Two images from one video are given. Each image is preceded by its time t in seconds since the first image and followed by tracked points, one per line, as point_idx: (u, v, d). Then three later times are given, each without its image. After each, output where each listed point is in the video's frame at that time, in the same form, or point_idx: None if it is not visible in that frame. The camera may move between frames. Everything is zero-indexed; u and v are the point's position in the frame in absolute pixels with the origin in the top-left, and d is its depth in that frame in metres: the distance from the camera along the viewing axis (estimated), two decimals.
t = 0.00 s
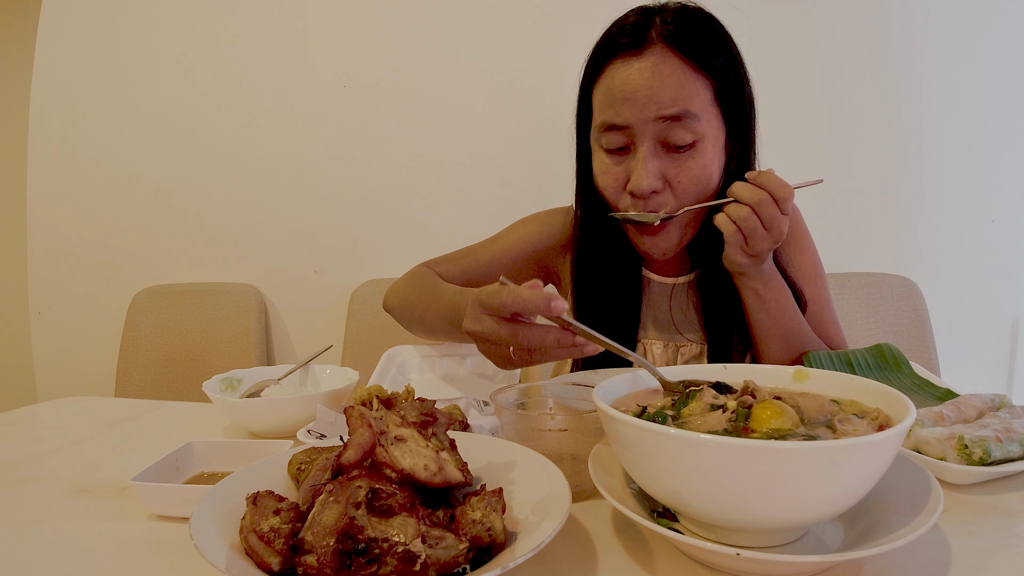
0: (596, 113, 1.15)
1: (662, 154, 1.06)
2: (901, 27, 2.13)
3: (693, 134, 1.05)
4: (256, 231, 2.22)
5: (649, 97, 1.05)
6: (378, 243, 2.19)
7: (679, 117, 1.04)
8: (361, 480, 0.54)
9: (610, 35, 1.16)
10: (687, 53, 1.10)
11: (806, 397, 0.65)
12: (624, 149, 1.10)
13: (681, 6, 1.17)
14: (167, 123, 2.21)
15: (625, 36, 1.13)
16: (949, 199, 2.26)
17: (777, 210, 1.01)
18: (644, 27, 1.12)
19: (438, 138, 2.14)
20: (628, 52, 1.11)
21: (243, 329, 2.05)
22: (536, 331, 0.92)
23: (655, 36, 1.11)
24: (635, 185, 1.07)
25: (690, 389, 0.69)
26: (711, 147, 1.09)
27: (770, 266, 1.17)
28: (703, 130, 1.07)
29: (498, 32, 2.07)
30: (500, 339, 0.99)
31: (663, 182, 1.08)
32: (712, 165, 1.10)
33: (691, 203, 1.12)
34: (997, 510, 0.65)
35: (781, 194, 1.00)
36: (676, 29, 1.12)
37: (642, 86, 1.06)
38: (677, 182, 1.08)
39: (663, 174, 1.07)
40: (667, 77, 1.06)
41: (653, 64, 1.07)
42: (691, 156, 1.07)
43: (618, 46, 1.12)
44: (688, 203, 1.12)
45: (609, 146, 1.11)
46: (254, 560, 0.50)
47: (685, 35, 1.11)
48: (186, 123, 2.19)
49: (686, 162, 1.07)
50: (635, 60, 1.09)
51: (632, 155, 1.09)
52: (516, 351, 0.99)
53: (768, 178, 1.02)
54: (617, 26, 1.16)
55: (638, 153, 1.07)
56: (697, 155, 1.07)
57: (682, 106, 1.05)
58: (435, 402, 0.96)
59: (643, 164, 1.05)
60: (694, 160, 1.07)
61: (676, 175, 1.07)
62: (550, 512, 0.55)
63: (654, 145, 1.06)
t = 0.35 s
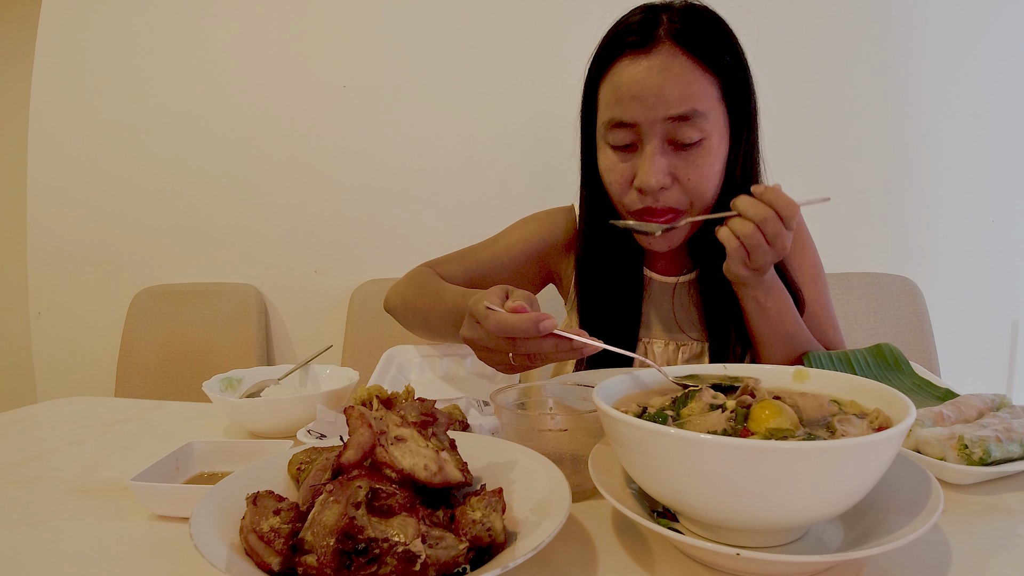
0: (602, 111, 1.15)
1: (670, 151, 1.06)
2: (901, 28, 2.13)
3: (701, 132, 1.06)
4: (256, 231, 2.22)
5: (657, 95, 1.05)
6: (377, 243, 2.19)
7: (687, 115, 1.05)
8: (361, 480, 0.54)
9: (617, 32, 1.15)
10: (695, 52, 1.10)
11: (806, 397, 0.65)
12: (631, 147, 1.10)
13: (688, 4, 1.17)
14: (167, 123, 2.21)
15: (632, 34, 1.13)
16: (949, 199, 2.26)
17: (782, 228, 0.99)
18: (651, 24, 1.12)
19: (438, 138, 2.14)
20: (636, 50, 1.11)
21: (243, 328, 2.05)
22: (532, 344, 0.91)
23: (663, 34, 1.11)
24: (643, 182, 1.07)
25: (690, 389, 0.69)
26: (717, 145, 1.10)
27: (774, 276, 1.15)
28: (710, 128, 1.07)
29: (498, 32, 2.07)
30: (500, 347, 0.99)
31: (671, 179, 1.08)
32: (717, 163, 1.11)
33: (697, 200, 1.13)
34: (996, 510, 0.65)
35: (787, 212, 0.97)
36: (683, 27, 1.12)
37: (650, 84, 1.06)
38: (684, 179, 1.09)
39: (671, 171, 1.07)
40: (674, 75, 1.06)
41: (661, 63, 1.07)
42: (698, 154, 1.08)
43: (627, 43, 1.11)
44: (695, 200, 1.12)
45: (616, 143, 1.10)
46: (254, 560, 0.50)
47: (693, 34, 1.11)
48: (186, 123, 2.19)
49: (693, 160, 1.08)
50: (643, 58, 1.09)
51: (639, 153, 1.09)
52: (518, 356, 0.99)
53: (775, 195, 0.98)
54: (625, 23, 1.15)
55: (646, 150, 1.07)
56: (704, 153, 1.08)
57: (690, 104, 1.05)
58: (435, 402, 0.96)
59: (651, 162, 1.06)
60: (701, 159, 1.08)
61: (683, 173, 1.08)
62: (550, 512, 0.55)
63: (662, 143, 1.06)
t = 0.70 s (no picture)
0: (610, 98, 1.15)
1: (677, 138, 1.07)
2: (902, 27, 2.13)
3: (708, 119, 1.06)
4: (256, 231, 2.22)
5: (665, 82, 1.06)
6: (378, 243, 2.19)
7: (695, 102, 1.05)
8: (361, 480, 0.54)
9: (624, 23, 1.16)
10: (702, 42, 1.11)
11: (806, 397, 0.65)
12: (638, 133, 1.10)
13: None
14: (168, 123, 2.21)
15: (640, 24, 1.14)
16: (949, 199, 2.26)
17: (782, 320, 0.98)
18: (660, 14, 1.13)
19: (438, 138, 2.14)
20: (644, 39, 1.12)
21: (243, 329, 2.05)
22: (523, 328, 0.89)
23: (671, 24, 1.12)
24: (650, 167, 1.07)
25: (690, 390, 0.69)
26: (723, 133, 1.10)
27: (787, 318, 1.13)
28: (717, 116, 1.08)
29: (498, 32, 2.07)
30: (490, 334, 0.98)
31: (677, 166, 1.08)
32: (722, 153, 1.12)
33: (702, 189, 1.13)
34: (996, 510, 0.65)
35: (787, 307, 0.96)
36: (690, 18, 1.13)
37: (659, 71, 1.06)
38: (689, 167, 1.09)
39: (677, 158, 1.07)
40: (682, 63, 1.07)
41: (669, 51, 1.08)
42: (704, 142, 1.08)
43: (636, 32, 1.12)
44: (700, 188, 1.12)
45: (623, 130, 1.10)
46: (254, 560, 0.50)
47: (701, 24, 1.12)
48: (186, 123, 2.19)
49: (699, 147, 1.08)
50: (651, 47, 1.10)
51: (646, 139, 1.09)
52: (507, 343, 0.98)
53: (777, 291, 0.95)
54: (633, 14, 1.16)
55: (653, 136, 1.07)
56: (710, 141, 1.08)
57: (698, 92, 1.06)
58: (435, 402, 0.96)
59: (658, 147, 1.06)
60: (707, 146, 1.08)
61: (689, 160, 1.08)
62: (550, 512, 0.55)
63: (670, 130, 1.06)
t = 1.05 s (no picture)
0: (617, 93, 1.16)
1: (684, 133, 1.08)
2: (902, 26, 2.13)
3: (713, 116, 1.08)
4: (256, 231, 2.22)
5: (674, 78, 1.07)
6: (378, 243, 2.19)
7: (702, 99, 1.07)
8: (361, 480, 0.54)
9: (632, 20, 1.16)
10: (710, 40, 1.12)
11: (806, 397, 0.65)
12: (645, 128, 1.10)
13: None
14: (168, 123, 2.21)
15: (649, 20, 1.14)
16: (949, 199, 2.26)
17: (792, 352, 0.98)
18: (669, 11, 1.13)
19: (438, 138, 2.14)
20: (653, 35, 1.12)
21: (243, 329, 2.05)
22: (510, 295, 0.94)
23: (680, 21, 1.13)
24: (657, 161, 1.08)
25: (689, 390, 0.69)
26: (727, 131, 1.12)
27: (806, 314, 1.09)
28: (722, 114, 1.10)
29: (498, 32, 2.07)
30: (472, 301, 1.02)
31: (684, 161, 1.09)
32: (726, 150, 1.13)
33: (706, 186, 1.14)
34: (996, 509, 0.65)
35: (797, 338, 0.96)
36: (698, 16, 1.13)
37: (667, 67, 1.07)
38: (695, 162, 1.10)
39: (683, 153, 1.08)
40: (691, 60, 1.08)
41: (678, 48, 1.09)
42: (710, 139, 1.09)
43: (645, 28, 1.12)
44: (705, 184, 1.13)
45: (630, 124, 1.11)
46: (254, 560, 0.50)
47: (709, 22, 1.13)
48: (187, 123, 2.19)
49: (705, 143, 1.09)
50: (660, 43, 1.10)
51: (653, 134, 1.09)
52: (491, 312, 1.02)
53: (786, 323, 0.96)
54: (641, 11, 1.16)
55: (661, 130, 1.08)
56: (716, 138, 1.10)
57: (705, 89, 1.07)
58: (436, 402, 0.96)
59: (665, 141, 1.07)
60: (712, 143, 1.09)
61: (695, 156, 1.09)
62: (550, 512, 0.55)
63: (677, 125, 1.07)
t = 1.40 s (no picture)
0: (618, 92, 1.16)
1: (684, 133, 1.08)
2: (902, 26, 2.13)
3: (713, 117, 1.08)
4: (256, 231, 2.22)
5: (675, 78, 1.07)
6: (378, 242, 2.19)
7: (702, 100, 1.07)
8: (361, 480, 0.54)
9: (635, 20, 1.16)
10: (712, 41, 1.12)
11: (806, 397, 0.65)
12: (646, 126, 1.11)
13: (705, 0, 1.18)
14: (168, 123, 2.20)
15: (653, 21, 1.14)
16: (949, 199, 2.26)
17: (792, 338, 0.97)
18: (671, 12, 1.13)
19: (438, 138, 2.14)
20: (656, 35, 1.12)
21: (243, 329, 2.05)
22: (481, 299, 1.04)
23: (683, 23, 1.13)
24: (656, 159, 1.08)
25: (690, 390, 0.69)
26: (726, 131, 1.12)
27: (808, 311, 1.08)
28: (722, 115, 1.10)
29: (498, 32, 2.07)
30: (449, 303, 1.12)
31: (683, 160, 1.09)
32: (724, 151, 1.14)
33: (704, 186, 1.15)
34: (997, 510, 0.65)
35: (797, 324, 0.95)
36: (701, 18, 1.13)
37: (669, 66, 1.07)
38: (694, 161, 1.10)
39: (682, 152, 1.09)
40: (692, 62, 1.08)
41: (680, 48, 1.09)
42: (710, 139, 1.10)
43: (648, 28, 1.12)
44: (703, 183, 1.14)
45: (631, 123, 1.11)
46: (254, 560, 0.50)
47: (712, 25, 1.13)
48: (187, 123, 2.19)
49: (705, 142, 1.10)
50: (662, 44, 1.10)
51: (653, 132, 1.10)
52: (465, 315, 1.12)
53: (785, 310, 0.95)
54: (644, 11, 1.16)
55: (661, 129, 1.08)
56: (715, 139, 1.10)
57: (705, 90, 1.08)
58: (436, 402, 0.96)
59: (665, 139, 1.07)
60: (712, 143, 1.10)
61: (694, 155, 1.09)
62: (550, 512, 0.55)
63: (677, 124, 1.08)
